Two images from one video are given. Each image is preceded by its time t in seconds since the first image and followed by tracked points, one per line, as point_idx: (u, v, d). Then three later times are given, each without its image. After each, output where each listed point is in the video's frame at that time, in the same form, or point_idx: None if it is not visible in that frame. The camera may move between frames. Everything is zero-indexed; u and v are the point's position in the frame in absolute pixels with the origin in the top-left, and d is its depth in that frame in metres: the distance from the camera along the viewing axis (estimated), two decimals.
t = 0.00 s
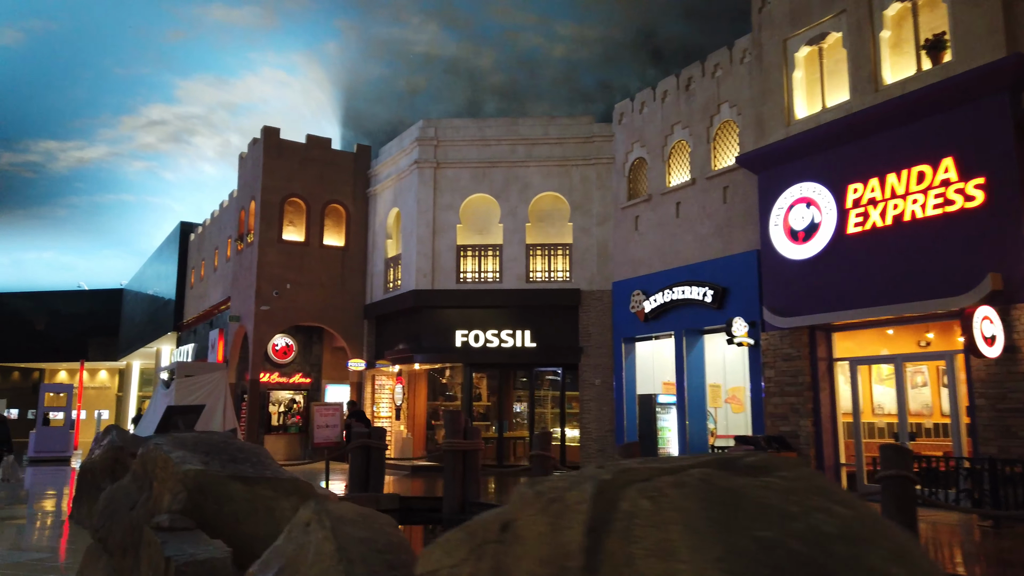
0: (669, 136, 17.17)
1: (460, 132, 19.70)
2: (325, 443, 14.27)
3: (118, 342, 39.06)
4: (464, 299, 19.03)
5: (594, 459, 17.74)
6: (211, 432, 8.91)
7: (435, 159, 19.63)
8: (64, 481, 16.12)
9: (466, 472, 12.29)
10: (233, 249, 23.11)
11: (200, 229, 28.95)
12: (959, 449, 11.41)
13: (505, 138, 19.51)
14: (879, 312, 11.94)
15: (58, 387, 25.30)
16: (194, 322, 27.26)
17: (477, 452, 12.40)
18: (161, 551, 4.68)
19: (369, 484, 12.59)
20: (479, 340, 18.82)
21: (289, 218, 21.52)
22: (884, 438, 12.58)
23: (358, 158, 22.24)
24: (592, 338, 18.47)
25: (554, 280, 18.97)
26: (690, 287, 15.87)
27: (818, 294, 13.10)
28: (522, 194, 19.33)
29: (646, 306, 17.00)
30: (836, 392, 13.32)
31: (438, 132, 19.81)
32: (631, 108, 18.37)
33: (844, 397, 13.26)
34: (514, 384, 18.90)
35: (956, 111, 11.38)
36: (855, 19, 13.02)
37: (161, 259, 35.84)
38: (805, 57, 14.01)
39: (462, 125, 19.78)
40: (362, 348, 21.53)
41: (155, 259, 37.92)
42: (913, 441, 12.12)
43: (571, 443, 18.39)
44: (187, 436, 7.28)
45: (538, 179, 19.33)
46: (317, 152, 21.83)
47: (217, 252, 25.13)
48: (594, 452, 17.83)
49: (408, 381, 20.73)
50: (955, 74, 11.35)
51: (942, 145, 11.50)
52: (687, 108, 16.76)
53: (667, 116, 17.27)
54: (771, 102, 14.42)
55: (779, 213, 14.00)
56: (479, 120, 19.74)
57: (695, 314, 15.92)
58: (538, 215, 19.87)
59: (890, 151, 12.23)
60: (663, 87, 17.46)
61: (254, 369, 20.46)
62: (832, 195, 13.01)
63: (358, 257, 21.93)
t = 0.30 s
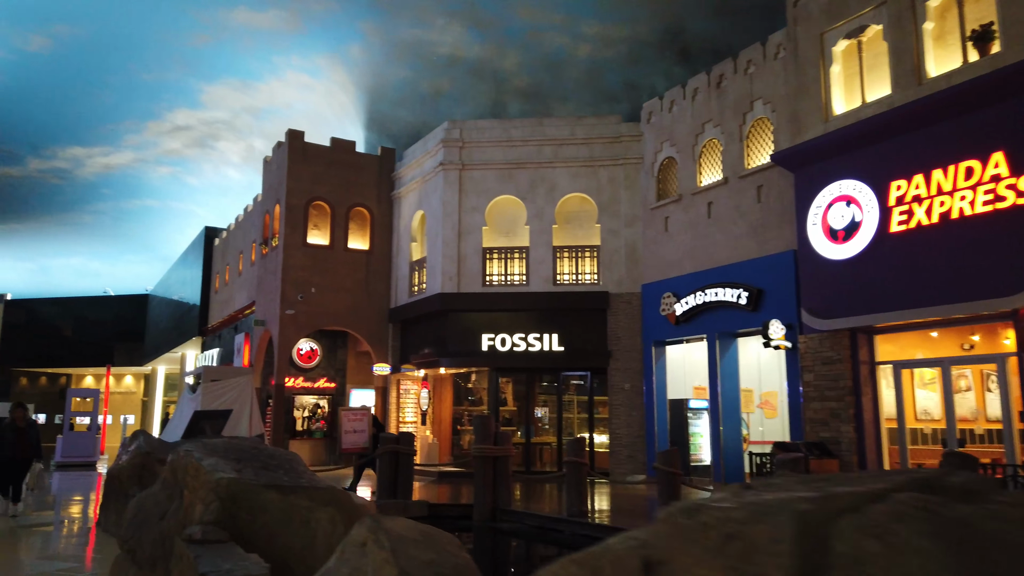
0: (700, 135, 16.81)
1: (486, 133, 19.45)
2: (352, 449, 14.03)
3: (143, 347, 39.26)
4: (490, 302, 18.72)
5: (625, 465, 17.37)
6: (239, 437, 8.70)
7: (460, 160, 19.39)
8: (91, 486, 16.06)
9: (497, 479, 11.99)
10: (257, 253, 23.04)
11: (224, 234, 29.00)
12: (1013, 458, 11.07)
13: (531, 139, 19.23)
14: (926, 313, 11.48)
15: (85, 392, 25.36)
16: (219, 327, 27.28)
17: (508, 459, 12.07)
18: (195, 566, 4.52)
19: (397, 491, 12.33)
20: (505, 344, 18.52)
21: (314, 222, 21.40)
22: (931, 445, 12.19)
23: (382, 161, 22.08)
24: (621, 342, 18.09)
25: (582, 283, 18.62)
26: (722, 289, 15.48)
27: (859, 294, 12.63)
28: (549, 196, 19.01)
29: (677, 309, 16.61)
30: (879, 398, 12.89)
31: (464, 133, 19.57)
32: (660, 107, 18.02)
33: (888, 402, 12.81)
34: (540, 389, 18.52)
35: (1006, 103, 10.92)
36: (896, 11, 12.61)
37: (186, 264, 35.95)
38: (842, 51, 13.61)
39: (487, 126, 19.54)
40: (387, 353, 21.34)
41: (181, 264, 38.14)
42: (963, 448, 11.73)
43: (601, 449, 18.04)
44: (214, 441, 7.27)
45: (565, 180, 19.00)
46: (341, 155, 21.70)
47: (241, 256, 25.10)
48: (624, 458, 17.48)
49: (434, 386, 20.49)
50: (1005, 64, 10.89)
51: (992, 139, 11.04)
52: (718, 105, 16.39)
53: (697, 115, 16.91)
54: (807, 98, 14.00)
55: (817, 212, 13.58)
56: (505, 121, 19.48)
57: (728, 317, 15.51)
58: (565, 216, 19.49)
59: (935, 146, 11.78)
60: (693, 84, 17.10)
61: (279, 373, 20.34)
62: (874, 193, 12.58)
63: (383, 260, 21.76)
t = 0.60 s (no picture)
0: (732, 131, 16.41)
1: (512, 133, 19.19)
2: (381, 453, 13.79)
3: (170, 352, 39.42)
4: (518, 304, 18.40)
5: (656, 471, 16.96)
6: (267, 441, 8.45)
7: (486, 161, 19.12)
8: (119, 491, 15.95)
9: (528, 484, 11.67)
10: (282, 256, 22.96)
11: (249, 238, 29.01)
12: None
13: (558, 138, 18.92)
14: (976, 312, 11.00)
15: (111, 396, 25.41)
16: (244, 331, 27.26)
17: (540, 463, 11.75)
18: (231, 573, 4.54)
19: (427, 496, 12.04)
20: (533, 346, 18.15)
21: (339, 224, 21.25)
22: (981, 450, 11.65)
23: (407, 163, 21.91)
24: (652, 344, 17.68)
25: (611, 284, 18.23)
26: (758, 289, 15.02)
27: (903, 293, 12.15)
28: (576, 196, 18.67)
29: (710, 310, 16.18)
30: (926, 400, 12.44)
31: (490, 133, 19.31)
32: (690, 104, 17.65)
33: (936, 404, 12.35)
34: (567, 393, 18.16)
35: None
36: None
37: (211, 269, 36.05)
38: (883, 42, 13.17)
39: (514, 125, 19.28)
40: (413, 356, 21.14)
41: (206, 269, 38.28)
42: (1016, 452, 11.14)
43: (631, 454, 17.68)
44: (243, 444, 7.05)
45: (592, 180, 18.66)
46: (366, 157, 21.55)
47: (266, 260, 25.04)
48: (655, 464, 17.05)
49: (461, 390, 20.28)
50: None
51: None
52: (751, 101, 15.98)
53: (729, 111, 16.51)
54: (846, 90, 13.56)
55: (858, 208, 13.13)
56: (531, 120, 19.21)
57: (764, 318, 15.06)
58: (593, 217, 19.15)
59: (984, 138, 11.30)
60: (725, 80, 16.70)
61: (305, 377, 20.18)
62: (918, 187, 12.12)
63: (408, 263, 21.57)
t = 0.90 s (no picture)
0: (772, 128, 15.93)
1: (543, 133, 18.86)
2: (416, 460, 13.54)
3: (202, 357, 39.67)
4: (551, 307, 18.03)
5: (696, 478, 16.51)
6: (301, 449, 8.22)
7: (518, 162, 18.81)
8: (153, 497, 15.89)
9: (568, 493, 11.31)
10: (313, 261, 22.87)
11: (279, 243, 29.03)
12: None
13: (590, 138, 18.55)
14: None
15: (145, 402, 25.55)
16: (275, 336, 27.27)
17: (579, 471, 11.37)
18: None
19: (463, 504, 11.72)
20: (568, 350, 17.75)
21: (369, 228, 21.10)
22: None
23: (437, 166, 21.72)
24: (690, 347, 17.23)
25: (646, 286, 17.79)
26: (802, 290, 14.49)
27: (959, 293, 11.58)
28: (610, 196, 18.28)
29: (751, 312, 15.69)
30: (985, 404, 11.74)
31: (521, 134, 19.01)
32: (727, 100, 17.18)
33: (995, 409, 11.65)
34: (601, 398, 17.71)
35: None
36: None
37: (242, 275, 36.23)
38: (933, 31, 12.63)
39: (545, 125, 18.96)
40: (444, 360, 20.85)
41: (236, 275, 38.50)
42: None
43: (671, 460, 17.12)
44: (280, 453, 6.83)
45: (627, 180, 18.25)
46: (396, 160, 21.39)
47: (297, 264, 24.99)
48: (695, 471, 16.62)
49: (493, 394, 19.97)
50: None
51: None
52: (792, 95, 15.49)
53: (769, 107, 16.03)
54: (894, 83, 13.02)
55: (908, 204, 12.58)
56: (563, 120, 18.88)
57: (808, 319, 14.55)
58: (627, 217, 18.74)
59: None
60: (764, 75, 16.22)
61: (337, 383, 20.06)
62: (974, 182, 11.55)
63: (438, 266, 21.34)
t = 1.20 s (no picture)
0: (827, 119, 15.38)
1: (586, 130, 18.48)
2: (462, 464, 13.27)
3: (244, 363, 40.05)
4: (596, 308, 17.58)
5: (749, 484, 15.93)
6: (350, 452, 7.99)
7: (560, 160, 18.45)
8: (198, 501, 15.88)
9: (620, 499, 10.88)
10: (354, 264, 22.80)
11: (320, 248, 29.14)
12: None
13: (634, 134, 18.11)
14: None
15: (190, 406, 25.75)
16: (316, 340, 27.33)
17: (632, 476, 10.93)
18: None
19: (511, 509, 11.36)
20: (613, 352, 17.30)
21: (410, 230, 20.96)
22: None
23: (478, 167, 21.51)
24: (741, 348, 16.68)
25: (695, 286, 17.28)
26: (861, 288, 13.86)
27: None
28: (655, 194, 17.82)
29: (806, 311, 15.09)
30: None
31: (563, 131, 18.65)
32: (778, 92, 16.63)
33: None
34: (647, 402, 17.15)
35: None
36: None
37: (284, 280, 36.47)
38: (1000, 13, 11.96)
39: (588, 123, 18.59)
40: (487, 364, 20.61)
41: (278, 280, 38.80)
42: None
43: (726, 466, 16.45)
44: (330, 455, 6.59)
45: (673, 176, 17.77)
46: (437, 161, 21.21)
47: (338, 268, 24.96)
48: (747, 476, 16.09)
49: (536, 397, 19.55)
50: None
51: None
52: (847, 85, 14.90)
53: (822, 98, 15.47)
54: (960, 68, 12.37)
55: (977, 196, 11.92)
56: (607, 117, 18.49)
57: (868, 318, 13.92)
58: (673, 215, 18.21)
59: None
60: (817, 65, 15.65)
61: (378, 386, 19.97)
62: None
63: (480, 268, 21.09)
